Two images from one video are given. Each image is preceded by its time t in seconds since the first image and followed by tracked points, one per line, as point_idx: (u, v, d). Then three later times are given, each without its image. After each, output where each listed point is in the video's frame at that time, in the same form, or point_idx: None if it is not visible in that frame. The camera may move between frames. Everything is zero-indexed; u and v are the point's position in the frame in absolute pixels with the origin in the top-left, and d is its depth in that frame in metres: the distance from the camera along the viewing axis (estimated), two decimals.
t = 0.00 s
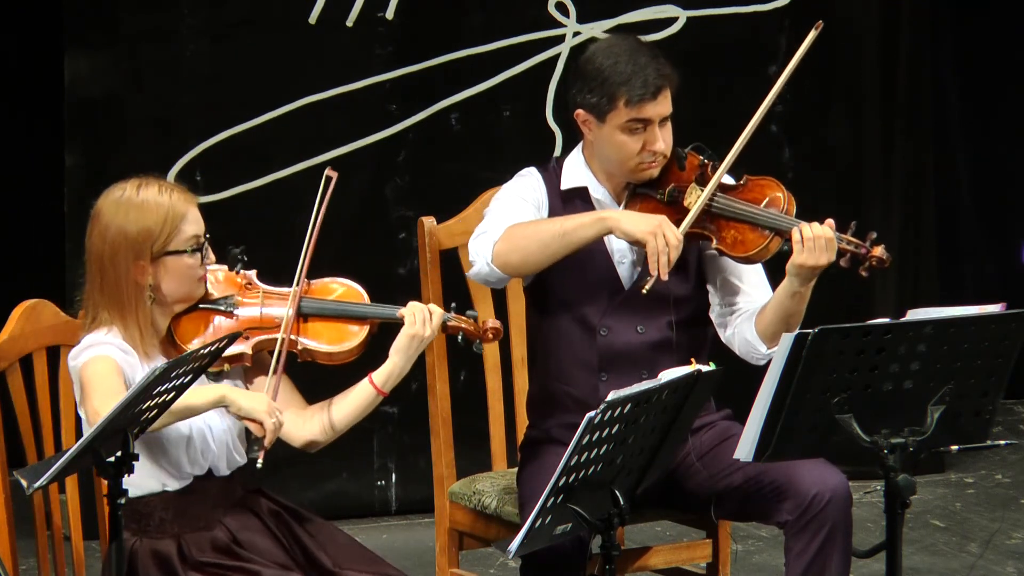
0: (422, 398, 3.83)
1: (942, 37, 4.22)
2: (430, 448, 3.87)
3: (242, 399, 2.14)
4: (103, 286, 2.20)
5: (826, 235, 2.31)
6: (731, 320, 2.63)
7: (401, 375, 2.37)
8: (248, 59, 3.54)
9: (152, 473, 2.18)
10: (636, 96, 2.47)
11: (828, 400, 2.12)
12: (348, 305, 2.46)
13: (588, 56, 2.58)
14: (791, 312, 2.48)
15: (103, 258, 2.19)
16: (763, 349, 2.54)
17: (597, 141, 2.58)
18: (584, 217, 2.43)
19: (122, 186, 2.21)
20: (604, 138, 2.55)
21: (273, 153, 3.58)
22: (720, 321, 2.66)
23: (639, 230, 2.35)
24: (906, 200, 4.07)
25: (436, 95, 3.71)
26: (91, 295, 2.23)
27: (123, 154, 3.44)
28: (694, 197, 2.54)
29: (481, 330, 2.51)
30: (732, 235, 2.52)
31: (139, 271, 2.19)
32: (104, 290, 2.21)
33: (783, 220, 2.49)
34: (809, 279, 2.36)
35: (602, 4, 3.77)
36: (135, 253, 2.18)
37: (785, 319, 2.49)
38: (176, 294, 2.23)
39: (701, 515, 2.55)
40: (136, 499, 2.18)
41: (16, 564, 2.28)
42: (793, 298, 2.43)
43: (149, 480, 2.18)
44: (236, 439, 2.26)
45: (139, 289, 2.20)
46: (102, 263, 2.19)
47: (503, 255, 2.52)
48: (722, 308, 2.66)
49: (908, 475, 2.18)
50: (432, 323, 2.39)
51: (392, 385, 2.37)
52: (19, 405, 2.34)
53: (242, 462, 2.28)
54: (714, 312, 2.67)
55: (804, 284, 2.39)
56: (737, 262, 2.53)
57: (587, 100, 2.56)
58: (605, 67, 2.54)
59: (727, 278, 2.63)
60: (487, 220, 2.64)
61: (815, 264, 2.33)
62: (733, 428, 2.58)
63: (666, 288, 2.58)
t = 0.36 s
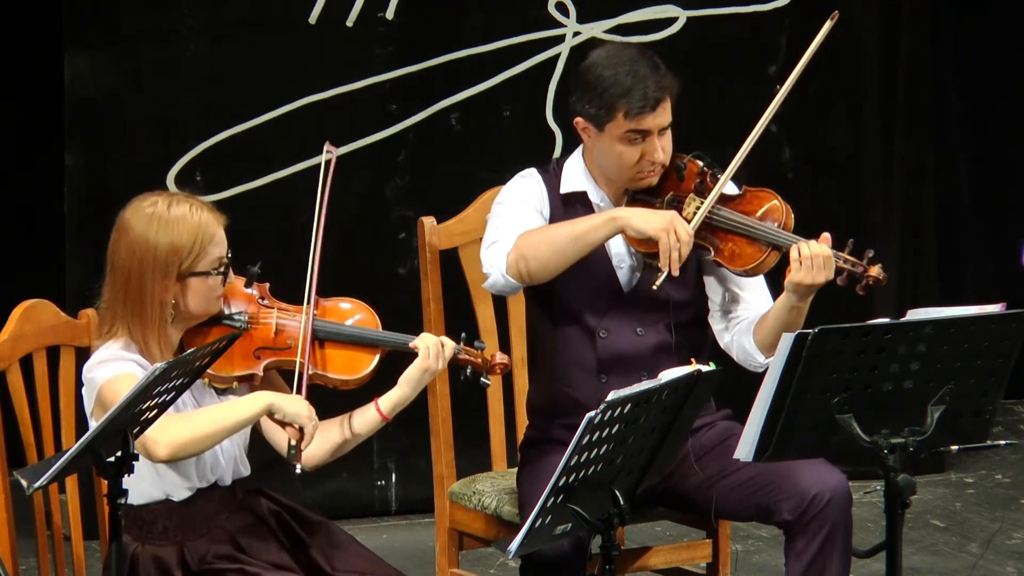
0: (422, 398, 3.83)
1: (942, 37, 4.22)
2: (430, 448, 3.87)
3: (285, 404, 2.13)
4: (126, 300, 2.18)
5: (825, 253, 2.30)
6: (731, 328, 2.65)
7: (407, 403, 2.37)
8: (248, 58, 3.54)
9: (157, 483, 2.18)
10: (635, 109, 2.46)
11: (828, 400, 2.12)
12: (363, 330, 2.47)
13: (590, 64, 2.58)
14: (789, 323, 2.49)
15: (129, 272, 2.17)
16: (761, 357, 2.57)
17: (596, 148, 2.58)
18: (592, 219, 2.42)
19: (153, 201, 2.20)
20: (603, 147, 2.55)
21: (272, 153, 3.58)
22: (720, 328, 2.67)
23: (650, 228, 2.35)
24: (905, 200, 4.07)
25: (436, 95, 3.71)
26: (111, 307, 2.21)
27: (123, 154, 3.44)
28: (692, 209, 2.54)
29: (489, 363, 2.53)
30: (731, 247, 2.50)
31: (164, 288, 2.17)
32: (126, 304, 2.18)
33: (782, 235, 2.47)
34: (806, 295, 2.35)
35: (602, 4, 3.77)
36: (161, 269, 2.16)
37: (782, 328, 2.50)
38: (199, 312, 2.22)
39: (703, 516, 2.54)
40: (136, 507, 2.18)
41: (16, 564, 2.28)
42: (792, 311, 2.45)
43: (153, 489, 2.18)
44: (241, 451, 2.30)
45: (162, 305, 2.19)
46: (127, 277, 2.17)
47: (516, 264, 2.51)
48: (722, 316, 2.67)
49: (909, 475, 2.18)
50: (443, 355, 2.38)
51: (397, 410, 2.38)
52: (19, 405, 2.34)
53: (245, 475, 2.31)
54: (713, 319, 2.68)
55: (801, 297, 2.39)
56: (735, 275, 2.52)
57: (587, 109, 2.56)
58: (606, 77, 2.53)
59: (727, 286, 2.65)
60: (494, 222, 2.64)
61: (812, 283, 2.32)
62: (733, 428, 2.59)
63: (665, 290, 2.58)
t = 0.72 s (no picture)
0: (422, 398, 3.83)
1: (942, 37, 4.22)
2: (430, 448, 3.87)
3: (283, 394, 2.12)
4: (127, 304, 2.18)
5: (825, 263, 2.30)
6: (729, 330, 2.66)
7: (408, 397, 2.38)
8: (248, 58, 3.54)
9: (161, 484, 2.17)
10: (631, 110, 2.47)
11: (828, 400, 2.12)
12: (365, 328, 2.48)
13: (584, 66, 2.58)
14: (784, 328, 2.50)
15: (128, 275, 2.17)
16: (758, 361, 2.57)
17: (592, 150, 2.58)
18: (593, 231, 2.41)
19: (150, 203, 2.20)
20: (600, 149, 2.55)
21: (272, 153, 3.58)
22: (717, 330, 2.68)
23: (654, 236, 2.35)
24: (905, 199, 4.07)
25: (436, 95, 3.71)
26: (112, 311, 2.21)
27: (123, 154, 3.44)
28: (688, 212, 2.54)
29: (491, 356, 2.57)
30: (727, 253, 2.51)
31: (163, 290, 2.17)
32: (126, 307, 2.18)
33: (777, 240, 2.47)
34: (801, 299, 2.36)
35: (602, 4, 3.77)
36: (159, 272, 2.16)
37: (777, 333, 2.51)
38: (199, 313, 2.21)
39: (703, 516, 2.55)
40: (138, 507, 2.19)
41: (17, 564, 2.28)
42: (787, 316, 2.47)
43: (156, 490, 2.17)
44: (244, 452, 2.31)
45: (162, 308, 2.18)
46: (127, 280, 2.17)
47: (519, 281, 2.50)
48: (722, 319, 2.67)
49: (909, 475, 2.18)
50: (445, 348, 2.36)
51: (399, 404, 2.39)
52: (19, 406, 2.34)
53: (249, 475, 2.32)
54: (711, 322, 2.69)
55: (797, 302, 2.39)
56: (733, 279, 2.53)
57: (582, 111, 2.56)
58: (600, 79, 2.53)
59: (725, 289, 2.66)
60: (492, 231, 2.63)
61: (808, 288, 2.33)
62: (733, 428, 2.59)
63: (663, 292, 2.59)
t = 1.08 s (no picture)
0: (422, 397, 3.83)
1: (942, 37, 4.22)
2: (430, 448, 3.87)
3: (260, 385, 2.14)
4: (122, 299, 2.18)
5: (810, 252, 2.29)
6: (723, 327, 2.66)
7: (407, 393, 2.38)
8: (248, 58, 3.54)
9: (159, 482, 2.17)
10: (619, 101, 2.47)
11: (828, 400, 2.12)
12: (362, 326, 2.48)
13: (572, 62, 2.59)
14: (778, 320, 2.50)
15: (123, 270, 2.18)
16: (755, 356, 2.57)
17: (582, 146, 2.58)
18: (557, 248, 2.42)
19: (146, 198, 2.20)
20: (588, 144, 2.55)
21: (272, 153, 3.58)
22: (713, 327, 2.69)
23: (615, 260, 2.34)
24: (904, 199, 4.07)
25: (437, 95, 3.71)
26: (107, 306, 2.22)
27: (123, 154, 3.44)
28: (678, 208, 2.53)
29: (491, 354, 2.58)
30: (717, 246, 2.51)
31: (157, 286, 2.17)
32: (121, 303, 2.19)
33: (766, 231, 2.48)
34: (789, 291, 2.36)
35: (602, 4, 3.77)
36: (154, 267, 2.16)
37: (770, 326, 2.51)
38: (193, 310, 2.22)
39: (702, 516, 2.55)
40: (137, 504, 2.18)
41: (17, 564, 2.28)
42: (778, 308, 2.46)
43: (154, 488, 2.17)
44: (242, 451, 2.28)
45: (156, 304, 2.19)
46: (122, 276, 2.18)
47: (483, 290, 2.52)
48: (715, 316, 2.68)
49: (909, 475, 2.18)
50: (444, 346, 2.40)
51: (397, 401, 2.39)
52: (19, 405, 2.34)
53: (248, 474, 2.29)
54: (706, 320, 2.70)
55: (787, 295, 2.40)
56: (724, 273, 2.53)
57: (570, 106, 2.57)
58: (587, 73, 2.54)
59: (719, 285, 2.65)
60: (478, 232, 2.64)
61: (796, 279, 2.32)
62: (731, 429, 2.59)
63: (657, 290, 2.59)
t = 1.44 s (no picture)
0: (422, 397, 3.83)
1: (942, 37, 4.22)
2: (431, 448, 3.87)
3: (241, 453, 2.08)
4: (118, 298, 2.19)
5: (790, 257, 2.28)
6: (716, 328, 2.60)
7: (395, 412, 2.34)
8: (248, 58, 3.53)
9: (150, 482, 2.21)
10: (608, 107, 2.47)
11: (828, 400, 2.12)
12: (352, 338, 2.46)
13: (563, 65, 2.59)
14: (765, 326, 2.47)
15: (120, 269, 2.18)
16: (744, 359, 2.54)
17: (574, 150, 2.59)
18: (515, 293, 2.40)
19: (146, 198, 2.21)
20: (580, 148, 2.55)
21: (272, 153, 3.58)
22: (706, 329, 2.63)
23: (561, 317, 2.28)
24: (904, 199, 4.07)
25: (437, 95, 3.71)
26: (105, 305, 2.22)
27: (123, 154, 3.44)
28: (667, 212, 2.53)
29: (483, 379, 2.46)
30: (704, 251, 2.50)
31: (153, 286, 2.17)
32: (117, 302, 2.19)
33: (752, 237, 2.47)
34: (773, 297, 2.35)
35: (602, 4, 3.77)
36: (150, 267, 2.17)
37: (759, 331, 2.48)
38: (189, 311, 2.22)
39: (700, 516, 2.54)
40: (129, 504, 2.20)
41: (17, 564, 2.28)
42: (765, 314, 2.44)
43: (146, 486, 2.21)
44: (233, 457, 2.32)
45: (153, 304, 2.18)
46: (119, 273, 2.18)
47: (448, 319, 2.54)
48: (709, 317, 2.62)
49: (908, 475, 2.19)
50: (430, 365, 2.31)
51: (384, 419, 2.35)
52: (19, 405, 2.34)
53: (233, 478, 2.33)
54: (699, 319, 2.64)
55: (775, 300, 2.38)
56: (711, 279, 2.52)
57: (562, 111, 2.57)
58: (577, 77, 2.54)
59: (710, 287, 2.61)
60: (470, 234, 2.65)
61: (779, 286, 2.31)
62: (731, 428, 2.60)
63: (652, 290, 2.57)
